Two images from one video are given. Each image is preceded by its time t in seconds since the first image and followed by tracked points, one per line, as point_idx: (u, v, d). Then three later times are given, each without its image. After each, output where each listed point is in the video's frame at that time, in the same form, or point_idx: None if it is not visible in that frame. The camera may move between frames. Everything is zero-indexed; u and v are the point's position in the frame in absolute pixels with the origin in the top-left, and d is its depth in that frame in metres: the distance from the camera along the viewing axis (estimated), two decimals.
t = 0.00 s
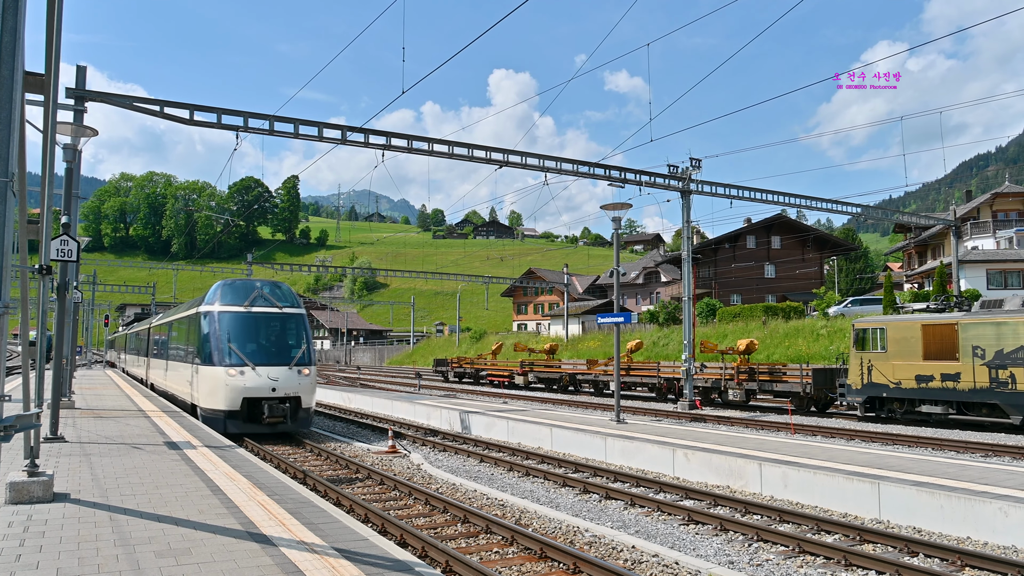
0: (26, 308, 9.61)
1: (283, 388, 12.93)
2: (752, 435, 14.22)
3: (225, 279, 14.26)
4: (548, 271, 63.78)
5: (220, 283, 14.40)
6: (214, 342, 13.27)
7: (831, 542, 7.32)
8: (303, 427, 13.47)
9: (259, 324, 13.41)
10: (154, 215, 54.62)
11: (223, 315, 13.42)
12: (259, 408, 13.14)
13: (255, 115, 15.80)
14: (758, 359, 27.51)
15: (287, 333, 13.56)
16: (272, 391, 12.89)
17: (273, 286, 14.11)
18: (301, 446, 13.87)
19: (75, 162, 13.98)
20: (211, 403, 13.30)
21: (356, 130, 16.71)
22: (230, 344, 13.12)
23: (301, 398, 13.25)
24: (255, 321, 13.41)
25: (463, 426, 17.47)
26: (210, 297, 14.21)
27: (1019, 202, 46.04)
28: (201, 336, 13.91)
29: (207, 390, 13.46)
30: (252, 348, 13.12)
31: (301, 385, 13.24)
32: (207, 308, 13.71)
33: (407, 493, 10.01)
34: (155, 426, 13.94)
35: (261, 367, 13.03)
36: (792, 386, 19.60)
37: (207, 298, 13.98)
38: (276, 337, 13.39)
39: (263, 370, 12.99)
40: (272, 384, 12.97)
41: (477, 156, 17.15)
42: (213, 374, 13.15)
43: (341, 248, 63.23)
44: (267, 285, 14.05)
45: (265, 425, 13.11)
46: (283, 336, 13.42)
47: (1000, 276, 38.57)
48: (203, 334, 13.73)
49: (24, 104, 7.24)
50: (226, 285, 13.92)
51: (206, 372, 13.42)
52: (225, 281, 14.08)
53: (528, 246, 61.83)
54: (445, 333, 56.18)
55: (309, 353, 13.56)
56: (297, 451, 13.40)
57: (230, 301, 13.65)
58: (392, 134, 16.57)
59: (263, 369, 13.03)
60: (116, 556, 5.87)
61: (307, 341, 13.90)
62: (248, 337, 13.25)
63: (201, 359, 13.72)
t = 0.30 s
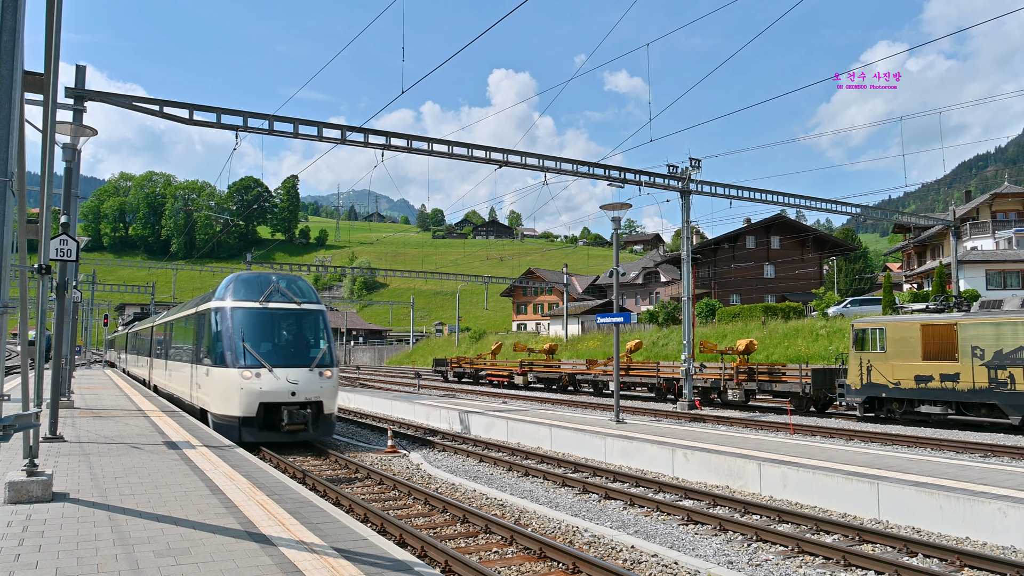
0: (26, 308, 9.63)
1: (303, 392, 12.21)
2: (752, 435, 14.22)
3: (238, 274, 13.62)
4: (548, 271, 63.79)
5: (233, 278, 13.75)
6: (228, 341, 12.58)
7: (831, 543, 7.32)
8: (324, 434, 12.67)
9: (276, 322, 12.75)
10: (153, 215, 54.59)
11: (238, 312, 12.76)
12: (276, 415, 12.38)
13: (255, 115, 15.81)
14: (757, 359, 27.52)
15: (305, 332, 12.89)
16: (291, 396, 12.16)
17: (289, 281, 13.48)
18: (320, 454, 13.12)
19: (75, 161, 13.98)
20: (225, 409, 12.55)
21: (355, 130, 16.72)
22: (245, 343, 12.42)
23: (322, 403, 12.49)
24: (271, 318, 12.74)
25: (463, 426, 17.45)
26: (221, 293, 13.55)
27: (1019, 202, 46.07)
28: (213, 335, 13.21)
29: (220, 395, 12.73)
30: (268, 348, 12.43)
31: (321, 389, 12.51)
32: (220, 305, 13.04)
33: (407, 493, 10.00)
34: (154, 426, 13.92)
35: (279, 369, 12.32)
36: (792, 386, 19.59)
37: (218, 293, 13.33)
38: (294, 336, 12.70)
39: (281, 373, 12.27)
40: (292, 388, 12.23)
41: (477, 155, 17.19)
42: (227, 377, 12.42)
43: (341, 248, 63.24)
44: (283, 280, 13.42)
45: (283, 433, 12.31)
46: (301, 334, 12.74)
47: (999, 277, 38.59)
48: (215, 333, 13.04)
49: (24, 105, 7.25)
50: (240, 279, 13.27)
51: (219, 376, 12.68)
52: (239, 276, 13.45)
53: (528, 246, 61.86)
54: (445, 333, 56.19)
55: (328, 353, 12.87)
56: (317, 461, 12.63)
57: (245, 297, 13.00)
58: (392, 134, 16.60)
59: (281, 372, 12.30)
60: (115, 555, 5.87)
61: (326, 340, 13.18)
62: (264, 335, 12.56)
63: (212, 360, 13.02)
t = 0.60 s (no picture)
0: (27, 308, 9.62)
1: (330, 397, 11.15)
2: (752, 435, 14.22)
3: (253, 265, 12.54)
4: (548, 271, 63.82)
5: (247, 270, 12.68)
6: (244, 341, 11.52)
7: (831, 543, 7.32)
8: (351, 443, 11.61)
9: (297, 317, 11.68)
10: (154, 215, 54.64)
11: (255, 307, 11.69)
12: (298, 423, 11.29)
13: (255, 115, 15.81)
14: (757, 359, 27.52)
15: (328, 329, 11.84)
16: (317, 401, 11.09)
17: (310, 272, 12.39)
18: (342, 464, 12.09)
19: (75, 161, 13.99)
20: (241, 416, 11.46)
21: (355, 130, 16.71)
22: (264, 343, 11.37)
23: (349, 409, 11.42)
24: (292, 314, 11.67)
25: (464, 426, 17.44)
26: (235, 286, 12.48)
27: (1019, 202, 46.04)
28: (228, 333, 12.14)
29: (236, 400, 11.62)
30: (289, 348, 11.37)
31: (350, 393, 11.45)
32: (235, 300, 11.97)
33: (407, 493, 10.00)
34: (155, 425, 13.90)
35: (303, 371, 11.25)
36: (792, 386, 19.58)
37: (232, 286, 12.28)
38: (317, 334, 11.64)
39: (305, 377, 11.20)
40: (317, 392, 11.16)
41: (477, 155, 17.18)
42: (245, 381, 11.34)
43: (341, 248, 63.28)
44: (303, 272, 12.31)
45: (308, 443, 11.26)
46: (325, 333, 11.67)
47: (1000, 277, 38.58)
48: (230, 331, 11.99)
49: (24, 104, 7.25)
50: (256, 271, 12.19)
51: (235, 380, 11.61)
52: (254, 267, 12.37)
53: (528, 246, 61.89)
54: (445, 333, 56.23)
55: (355, 353, 11.82)
56: (342, 472, 11.59)
57: (263, 291, 11.93)
58: (391, 134, 16.59)
59: (305, 376, 11.23)
60: (115, 555, 5.87)
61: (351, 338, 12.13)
62: (283, 333, 11.49)
63: (228, 361, 11.99)
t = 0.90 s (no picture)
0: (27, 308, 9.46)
1: (362, 404, 10.19)
2: (752, 435, 14.23)
3: (272, 259, 11.69)
4: (548, 271, 63.84)
5: (266, 264, 11.82)
6: (264, 340, 10.57)
7: (831, 543, 7.33)
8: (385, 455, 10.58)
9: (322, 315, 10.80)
10: (154, 215, 54.65)
11: (277, 305, 10.79)
12: (328, 433, 10.27)
13: (255, 115, 15.87)
14: (758, 359, 27.53)
15: (355, 328, 10.95)
16: (348, 408, 10.12)
17: (335, 266, 11.60)
18: (375, 479, 11.06)
19: (75, 162, 14.00)
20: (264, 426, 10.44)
21: (356, 130, 16.77)
22: (288, 342, 10.44)
23: (383, 416, 10.44)
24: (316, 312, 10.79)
25: (463, 426, 17.45)
26: (253, 281, 11.59)
27: (1019, 202, 46.02)
28: (246, 332, 11.19)
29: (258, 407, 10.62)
30: (315, 349, 10.44)
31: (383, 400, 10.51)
32: (255, 296, 11.08)
33: (407, 493, 10.00)
34: (155, 425, 13.93)
35: (334, 375, 10.27)
36: (793, 386, 19.57)
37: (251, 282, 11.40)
38: (345, 334, 10.74)
39: (336, 381, 10.22)
40: (348, 399, 10.19)
41: (478, 155, 17.28)
42: (268, 386, 10.36)
43: (341, 249, 63.30)
44: (328, 265, 11.53)
45: (339, 456, 10.25)
46: (353, 333, 10.79)
47: (1000, 276, 38.57)
48: (249, 329, 11.05)
49: (25, 105, 7.25)
50: (276, 265, 11.32)
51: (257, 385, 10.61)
52: (274, 261, 11.51)
53: (528, 246, 61.93)
54: (445, 333, 56.24)
55: (386, 354, 10.91)
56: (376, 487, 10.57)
57: (285, 286, 11.04)
58: (392, 134, 16.65)
59: (336, 381, 10.24)
60: (116, 555, 5.87)
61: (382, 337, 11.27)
62: (308, 332, 10.59)
63: (247, 363, 11.02)
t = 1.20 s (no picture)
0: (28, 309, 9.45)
1: (404, 412, 8.89)
2: (751, 435, 14.25)
3: (295, 249, 10.46)
4: (548, 271, 63.89)
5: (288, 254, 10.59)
6: (291, 339, 9.29)
7: (831, 543, 7.33)
8: (429, 471, 9.30)
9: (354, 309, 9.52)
10: (154, 216, 54.65)
11: (302, 298, 9.51)
12: (364, 446, 8.95)
13: (256, 115, 15.90)
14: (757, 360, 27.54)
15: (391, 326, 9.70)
16: (389, 418, 8.82)
17: (365, 256, 10.37)
18: (417, 497, 9.77)
19: (75, 162, 14.00)
20: (292, 438, 9.13)
21: (356, 130, 16.78)
22: (318, 342, 9.14)
23: (426, 426, 9.17)
24: (348, 307, 9.50)
25: (463, 426, 17.47)
26: (275, 273, 10.32)
27: (1020, 202, 45.99)
28: (270, 330, 9.91)
29: (284, 417, 9.27)
30: (348, 349, 9.16)
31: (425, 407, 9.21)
32: (279, 289, 9.81)
33: (408, 493, 10.00)
34: (155, 426, 13.95)
35: (372, 379, 8.99)
36: (793, 386, 19.57)
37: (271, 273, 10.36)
38: (381, 334, 9.47)
39: (373, 387, 8.89)
40: (388, 407, 8.88)
41: (478, 155, 17.32)
42: (295, 392, 9.03)
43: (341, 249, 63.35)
44: (357, 255, 10.32)
45: (378, 473, 8.92)
46: (388, 331, 9.51)
47: (1001, 276, 38.55)
48: (273, 327, 9.76)
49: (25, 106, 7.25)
50: (301, 254, 10.06)
51: (283, 392, 9.28)
52: (298, 250, 10.27)
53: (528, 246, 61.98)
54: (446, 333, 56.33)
55: (426, 356, 9.64)
56: (419, 507, 9.31)
57: (310, 278, 9.76)
58: (392, 135, 16.68)
59: (375, 386, 8.92)
60: (116, 556, 5.88)
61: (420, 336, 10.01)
62: (339, 330, 9.30)
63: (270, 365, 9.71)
